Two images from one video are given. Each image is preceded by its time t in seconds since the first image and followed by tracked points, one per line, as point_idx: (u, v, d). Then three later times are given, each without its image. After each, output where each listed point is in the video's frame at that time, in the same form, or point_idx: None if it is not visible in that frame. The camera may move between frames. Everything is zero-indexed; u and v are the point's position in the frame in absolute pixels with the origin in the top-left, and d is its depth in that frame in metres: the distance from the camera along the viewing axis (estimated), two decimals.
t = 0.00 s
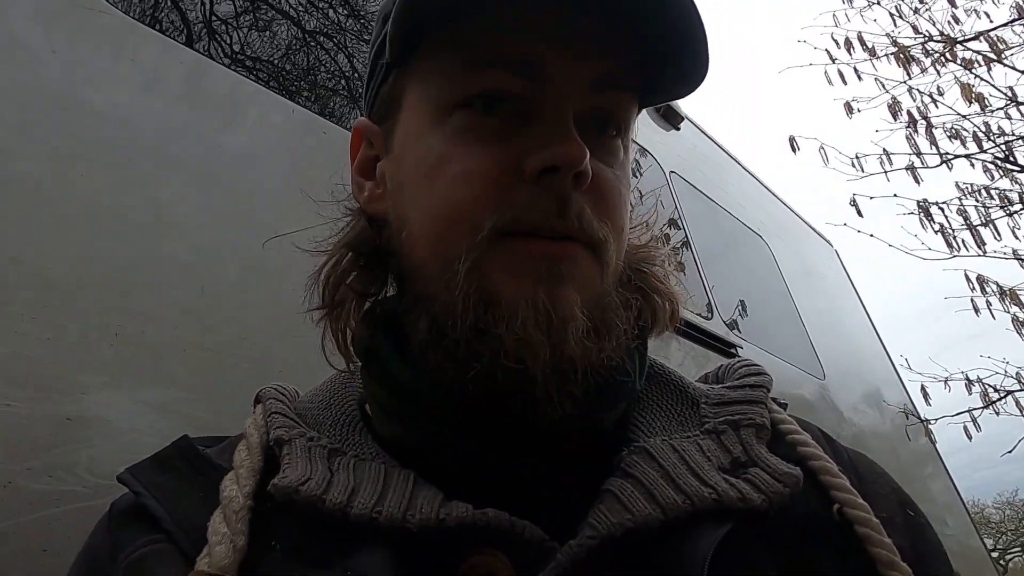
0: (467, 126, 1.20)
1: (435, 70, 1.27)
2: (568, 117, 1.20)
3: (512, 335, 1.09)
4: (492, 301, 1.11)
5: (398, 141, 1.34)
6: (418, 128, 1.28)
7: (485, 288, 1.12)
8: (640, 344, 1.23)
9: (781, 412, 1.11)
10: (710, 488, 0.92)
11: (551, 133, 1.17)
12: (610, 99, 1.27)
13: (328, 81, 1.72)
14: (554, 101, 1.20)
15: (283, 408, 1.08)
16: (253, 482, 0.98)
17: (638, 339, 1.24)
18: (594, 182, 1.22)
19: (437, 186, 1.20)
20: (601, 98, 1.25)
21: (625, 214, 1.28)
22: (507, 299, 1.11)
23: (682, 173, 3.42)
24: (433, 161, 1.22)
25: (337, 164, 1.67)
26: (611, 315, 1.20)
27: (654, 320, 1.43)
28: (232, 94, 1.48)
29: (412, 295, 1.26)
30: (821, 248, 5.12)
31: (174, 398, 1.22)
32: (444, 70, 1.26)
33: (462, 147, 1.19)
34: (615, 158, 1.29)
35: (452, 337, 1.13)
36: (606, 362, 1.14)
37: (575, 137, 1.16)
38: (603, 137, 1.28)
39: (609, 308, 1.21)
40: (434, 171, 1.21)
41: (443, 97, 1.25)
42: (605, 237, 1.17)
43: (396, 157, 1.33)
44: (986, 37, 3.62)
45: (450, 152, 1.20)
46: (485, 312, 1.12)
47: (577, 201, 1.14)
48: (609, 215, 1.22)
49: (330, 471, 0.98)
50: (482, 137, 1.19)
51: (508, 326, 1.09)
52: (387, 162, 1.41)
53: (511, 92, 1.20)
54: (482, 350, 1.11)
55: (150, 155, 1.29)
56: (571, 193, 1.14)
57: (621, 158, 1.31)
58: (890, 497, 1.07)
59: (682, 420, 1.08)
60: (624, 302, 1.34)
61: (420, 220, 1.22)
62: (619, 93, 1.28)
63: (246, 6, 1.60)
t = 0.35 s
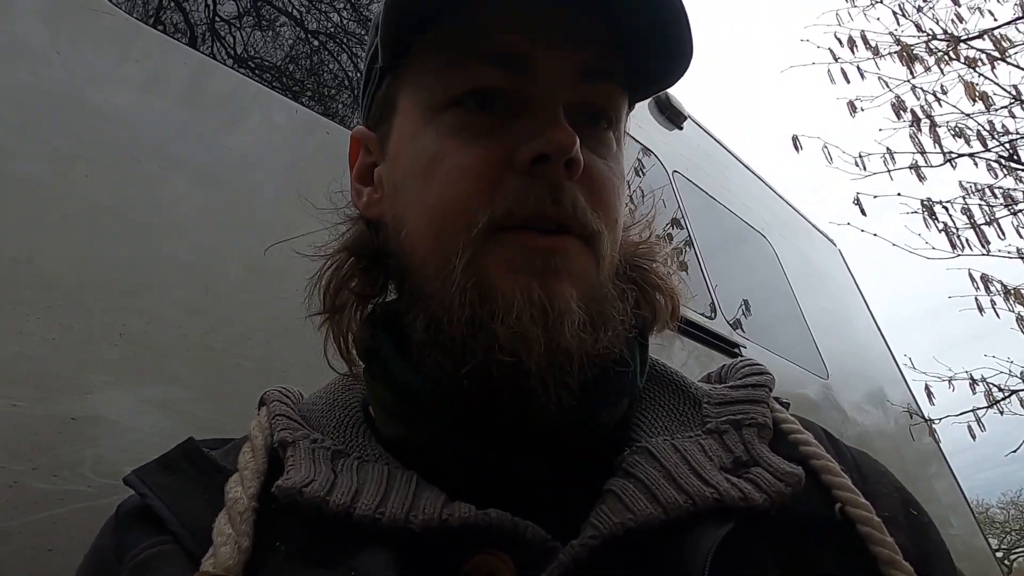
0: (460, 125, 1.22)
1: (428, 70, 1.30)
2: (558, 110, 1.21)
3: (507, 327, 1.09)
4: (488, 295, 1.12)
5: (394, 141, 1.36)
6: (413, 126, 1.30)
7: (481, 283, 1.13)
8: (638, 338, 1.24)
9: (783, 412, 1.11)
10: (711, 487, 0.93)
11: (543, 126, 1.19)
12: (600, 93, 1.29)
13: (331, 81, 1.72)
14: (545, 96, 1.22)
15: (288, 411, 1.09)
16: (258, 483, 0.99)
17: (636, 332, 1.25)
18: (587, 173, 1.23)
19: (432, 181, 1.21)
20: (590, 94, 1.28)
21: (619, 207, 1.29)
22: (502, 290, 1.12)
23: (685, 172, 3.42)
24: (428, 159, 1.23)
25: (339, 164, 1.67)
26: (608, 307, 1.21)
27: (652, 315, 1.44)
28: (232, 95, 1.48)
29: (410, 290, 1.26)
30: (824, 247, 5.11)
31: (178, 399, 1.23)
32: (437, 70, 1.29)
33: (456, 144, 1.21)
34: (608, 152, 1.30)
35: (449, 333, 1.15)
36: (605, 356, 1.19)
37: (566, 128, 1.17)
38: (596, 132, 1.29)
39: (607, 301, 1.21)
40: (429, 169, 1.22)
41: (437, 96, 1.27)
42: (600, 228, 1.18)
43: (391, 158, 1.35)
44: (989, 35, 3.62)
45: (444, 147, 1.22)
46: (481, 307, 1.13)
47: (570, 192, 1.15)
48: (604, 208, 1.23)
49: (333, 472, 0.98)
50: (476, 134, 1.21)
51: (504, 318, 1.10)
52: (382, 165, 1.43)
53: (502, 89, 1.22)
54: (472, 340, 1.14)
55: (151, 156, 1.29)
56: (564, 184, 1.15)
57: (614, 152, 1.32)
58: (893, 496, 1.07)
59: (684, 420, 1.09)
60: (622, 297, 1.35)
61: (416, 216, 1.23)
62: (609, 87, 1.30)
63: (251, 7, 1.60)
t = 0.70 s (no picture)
0: (509, 149, 1.13)
1: (476, 78, 1.18)
2: (614, 146, 1.15)
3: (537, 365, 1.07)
4: (530, 338, 1.07)
5: (425, 147, 1.25)
6: (454, 137, 1.19)
7: (521, 323, 1.08)
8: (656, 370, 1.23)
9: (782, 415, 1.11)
10: (710, 492, 0.92)
11: (598, 162, 1.12)
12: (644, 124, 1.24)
13: (334, 81, 1.73)
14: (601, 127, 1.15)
15: (283, 412, 1.08)
16: (252, 486, 0.98)
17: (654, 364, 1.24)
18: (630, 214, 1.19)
19: (474, 207, 1.13)
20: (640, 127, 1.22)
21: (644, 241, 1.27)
22: (543, 336, 1.07)
23: (688, 169, 3.41)
24: (472, 182, 1.14)
25: (341, 166, 1.67)
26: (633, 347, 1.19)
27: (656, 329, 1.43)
28: (233, 94, 1.48)
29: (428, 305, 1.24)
30: (828, 246, 5.10)
31: (177, 401, 1.22)
32: (491, 80, 1.17)
33: (504, 170, 1.12)
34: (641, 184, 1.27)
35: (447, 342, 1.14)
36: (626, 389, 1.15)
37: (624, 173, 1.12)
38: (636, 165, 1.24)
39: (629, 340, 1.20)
40: (472, 193, 1.14)
41: (486, 110, 1.16)
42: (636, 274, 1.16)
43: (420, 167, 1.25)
44: (994, 32, 3.60)
45: (491, 172, 1.13)
46: (521, 349, 1.07)
47: (621, 242, 1.11)
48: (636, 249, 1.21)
49: (328, 475, 0.97)
50: (529, 163, 1.12)
51: (547, 363, 1.07)
52: (405, 160, 1.32)
53: (559, 117, 1.14)
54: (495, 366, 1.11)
55: (150, 156, 1.29)
56: (617, 235, 1.11)
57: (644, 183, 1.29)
58: (894, 501, 1.06)
59: (684, 424, 1.08)
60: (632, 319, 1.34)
61: (450, 238, 1.15)
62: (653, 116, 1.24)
63: (253, 7, 1.60)
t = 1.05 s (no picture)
0: (526, 153, 1.12)
1: (499, 77, 1.16)
2: (632, 155, 1.14)
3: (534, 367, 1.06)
4: (537, 344, 1.06)
5: (438, 144, 1.22)
6: (471, 135, 1.16)
7: (529, 329, 1.07)
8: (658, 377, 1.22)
9: (775, 412, 1.10)
10: (699, 488, 0.91)
11: (617, 171, 1.12)
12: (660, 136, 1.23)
13: (337, 81, 1.72)
14: (622, 136, 1.14)
15: (269, 408, 1.08)
16: (236, 482, 0.97)
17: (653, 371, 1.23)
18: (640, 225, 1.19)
19: (489, 208, 1.11)
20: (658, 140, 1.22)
21: (648, 250, 1.26)
22: (551, 341, 1.06)
23: (690, 169, 3.40)
24: (486, 183, 1.12)
25: (340, 165, 1.65)
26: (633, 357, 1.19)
27: (654, 336, 1.40)
28: (233, 93, 1.47)
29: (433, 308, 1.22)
30: (830, 246, 5.08)
31: (168, 399, 1.21)
32: (513, 80, 1.14)
33: (521, 173, 1.11)
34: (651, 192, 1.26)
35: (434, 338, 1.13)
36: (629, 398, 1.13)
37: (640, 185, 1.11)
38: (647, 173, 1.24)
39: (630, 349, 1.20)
40: (486, 195, 1.12)
41: (505, 111, 1.14)
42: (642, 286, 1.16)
43: (430, 164, 1.23)
44: (995, 30, 3.59)
45: (510, 174, 1.11)
46: (529, 354, 1.06)
47: (631, 254, 1.11)
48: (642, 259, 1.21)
49: (312, 470, 0.97)
50: (545, 167, 1.11)
51: (556, 372, 1.05)
52: (416, 152, 1.30)
53: (581, 121, 1.12)
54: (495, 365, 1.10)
55: (147, 154, 1.28)
56: (627, 246, 1.11)
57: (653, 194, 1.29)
58: (888, 497, 1.05)
59: (675, 421, 1.07)
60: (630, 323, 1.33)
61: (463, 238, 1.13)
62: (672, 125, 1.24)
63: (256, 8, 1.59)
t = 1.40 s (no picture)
0: (508, 153, 1.12)
1: (485, 76, 1.16)
2: (615, 157, 1.14)
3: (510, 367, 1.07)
4: (513, 343, 1.07)
5: (422, 144, 1.22)
6: (455, 135, 1.16)
7: (505, 329, 1.08)
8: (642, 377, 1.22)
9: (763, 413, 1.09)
10: (684, 487, 0.90)
11: (600, 173, 1.12)
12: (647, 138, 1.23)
13: (338, 83, 1.72)
14: (608, 137, 1.14)
15: (252, 407, 1.07)
16: (216, 480, 0.97)
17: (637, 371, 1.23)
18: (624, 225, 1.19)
19: (471, 208, 1.11)
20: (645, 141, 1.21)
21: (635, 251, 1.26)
22: (527, 342, 1.08)
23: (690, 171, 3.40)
24: (467, 182, 1.13)
25: (330, 165, 1.65)
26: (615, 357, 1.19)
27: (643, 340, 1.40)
28: (224, 91, 1.46)
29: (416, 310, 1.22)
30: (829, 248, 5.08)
31: (155, 399, 1.20)
32: (499, 78, 1.14)
33: (502, 173, 1.11)
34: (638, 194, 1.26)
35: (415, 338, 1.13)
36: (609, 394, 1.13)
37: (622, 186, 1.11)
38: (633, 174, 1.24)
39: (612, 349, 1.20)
40: (467, 194, 1.12)
41: (488, 111, 1.14)
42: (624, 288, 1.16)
43: (414, 163, 1.23)
44: (994, 32, 3.59)
45: (494, 175, 1.11)
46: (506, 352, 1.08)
47: (611, 255, 1.11)
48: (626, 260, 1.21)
49: (294, 468, 0.96)
50: (527, 167, 1.11)
51: (530, 372, 1.06)
52: (401, 152, 1.30)
53: (565, 123, 1.12)
54: (473, 365, 1.09)
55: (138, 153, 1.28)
56: (607, 247, 1.11)
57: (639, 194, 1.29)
58: (876, 499, 1.04)
59: (662, 422, 1.06)
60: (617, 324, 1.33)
61: (445, 237, 1.14)
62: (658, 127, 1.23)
63: (257, 11, 1.59)
